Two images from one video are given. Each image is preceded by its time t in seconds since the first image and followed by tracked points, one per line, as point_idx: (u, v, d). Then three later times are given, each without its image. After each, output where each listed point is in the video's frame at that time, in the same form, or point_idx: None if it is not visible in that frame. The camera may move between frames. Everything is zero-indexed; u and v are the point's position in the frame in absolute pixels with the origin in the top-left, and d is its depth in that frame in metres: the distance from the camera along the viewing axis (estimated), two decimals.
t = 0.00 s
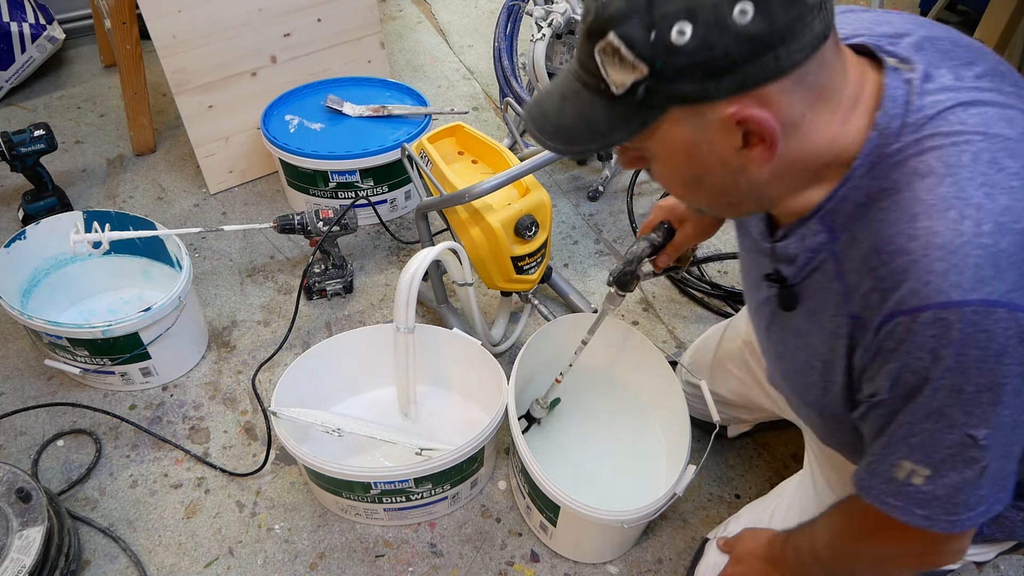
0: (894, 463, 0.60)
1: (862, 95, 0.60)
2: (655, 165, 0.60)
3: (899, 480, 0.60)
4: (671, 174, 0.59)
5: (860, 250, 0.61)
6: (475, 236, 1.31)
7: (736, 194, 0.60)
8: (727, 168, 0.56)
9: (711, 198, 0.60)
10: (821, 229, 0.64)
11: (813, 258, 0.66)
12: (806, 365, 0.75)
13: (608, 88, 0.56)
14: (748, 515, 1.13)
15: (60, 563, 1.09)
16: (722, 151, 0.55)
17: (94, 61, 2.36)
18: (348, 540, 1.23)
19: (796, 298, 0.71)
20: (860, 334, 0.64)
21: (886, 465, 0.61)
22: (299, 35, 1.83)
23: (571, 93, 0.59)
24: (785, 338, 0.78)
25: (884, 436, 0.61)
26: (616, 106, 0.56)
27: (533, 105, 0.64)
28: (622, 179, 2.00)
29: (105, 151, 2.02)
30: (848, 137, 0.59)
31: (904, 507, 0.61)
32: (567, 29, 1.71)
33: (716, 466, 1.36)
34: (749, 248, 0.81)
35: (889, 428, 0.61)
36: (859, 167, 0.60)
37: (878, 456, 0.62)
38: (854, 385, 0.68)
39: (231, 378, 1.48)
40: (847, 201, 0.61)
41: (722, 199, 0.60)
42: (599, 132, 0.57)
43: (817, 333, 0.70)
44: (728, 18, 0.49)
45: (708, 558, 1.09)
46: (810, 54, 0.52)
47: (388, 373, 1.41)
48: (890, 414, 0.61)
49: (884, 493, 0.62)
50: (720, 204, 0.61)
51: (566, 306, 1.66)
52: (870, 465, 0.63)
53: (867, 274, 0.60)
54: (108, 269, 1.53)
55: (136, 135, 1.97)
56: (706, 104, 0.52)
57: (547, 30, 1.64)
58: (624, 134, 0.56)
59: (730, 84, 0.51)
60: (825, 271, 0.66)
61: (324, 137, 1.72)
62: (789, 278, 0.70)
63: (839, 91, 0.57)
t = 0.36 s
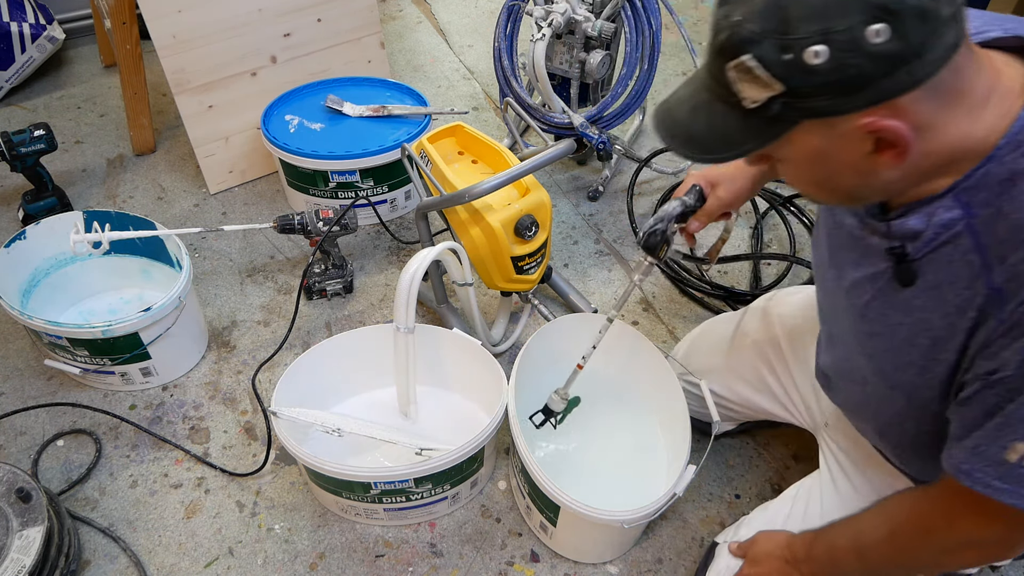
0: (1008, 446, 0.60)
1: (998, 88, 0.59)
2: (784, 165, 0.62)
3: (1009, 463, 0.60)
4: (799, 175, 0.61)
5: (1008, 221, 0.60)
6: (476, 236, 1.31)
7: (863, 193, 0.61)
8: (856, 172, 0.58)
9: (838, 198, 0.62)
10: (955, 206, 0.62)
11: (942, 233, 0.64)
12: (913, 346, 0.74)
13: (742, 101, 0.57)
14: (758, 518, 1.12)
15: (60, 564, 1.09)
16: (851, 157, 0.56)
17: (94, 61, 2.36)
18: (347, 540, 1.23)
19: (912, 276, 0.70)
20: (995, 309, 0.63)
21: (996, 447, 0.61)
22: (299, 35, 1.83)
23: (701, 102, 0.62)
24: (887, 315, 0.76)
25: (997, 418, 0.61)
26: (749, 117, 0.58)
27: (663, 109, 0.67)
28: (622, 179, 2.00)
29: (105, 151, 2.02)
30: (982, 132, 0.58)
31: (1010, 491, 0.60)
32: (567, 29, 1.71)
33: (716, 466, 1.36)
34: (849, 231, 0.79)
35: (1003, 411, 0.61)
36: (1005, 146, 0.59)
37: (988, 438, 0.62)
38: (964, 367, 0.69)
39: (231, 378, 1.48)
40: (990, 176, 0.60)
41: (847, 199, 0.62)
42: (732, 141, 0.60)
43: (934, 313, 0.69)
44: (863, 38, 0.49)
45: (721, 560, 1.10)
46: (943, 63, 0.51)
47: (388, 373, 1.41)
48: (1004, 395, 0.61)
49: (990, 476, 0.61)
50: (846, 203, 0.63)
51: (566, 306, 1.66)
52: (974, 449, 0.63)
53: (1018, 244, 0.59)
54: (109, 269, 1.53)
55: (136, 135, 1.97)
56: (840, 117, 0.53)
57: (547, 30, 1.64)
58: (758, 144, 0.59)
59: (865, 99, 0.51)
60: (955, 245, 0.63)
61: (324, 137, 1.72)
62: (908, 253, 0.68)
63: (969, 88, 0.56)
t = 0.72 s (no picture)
0: None
1: None
2: (862, 122, 0.65)
3: None
4: (878, 131, 0.64)
5: None
6: (476, 236, 1.31)
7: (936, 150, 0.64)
8: (939, 125, 0.61)
9: (909, 155, 0.65)
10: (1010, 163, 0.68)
11: (994, 184, 0.70)
12: (945, 293, 0.77)
13: (845, 50, 0.60)
14: (755, 510, 1.13)
15: (60, 563, 1.09)
16: (944, 110, 0.60)
17: (94, 61, 2.36)
18: (348, 540, 1.23)
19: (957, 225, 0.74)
20: None
21: None
22: (299, 36, 1.83)
23: (793, 55, 0.65)
24: (920, 262, 0.79)
25: None
26: (849, 67, 0.61)
27: (746, 64, 0.70)
28: (622, 179, 2.00)
29: (105, 151, 2.02)
30: None
31: None
32: (567, 29, 1.71)
33: (716, 466, 1.36)
34: (894, 185, 0.83)
35: None
36: None
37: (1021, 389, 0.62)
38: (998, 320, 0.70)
39: (231, 378, 1.48)
40: None
41: (919, 156, 0.65)
42: (829, 92, 0.62)
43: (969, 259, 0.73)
44: None
45: (717, 555, 1.10)
46: None
47: (388, 373, 1.41)
48: None
49: None
50: (916, 160, 0.66)
51: (566, 306, 1.66)
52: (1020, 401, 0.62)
53: None
54: (109, 268, 1.53)
55: (136, 135, 1.97)
56: (941, 67, 0.57)
57: (547, 30, 1.64)
58: (854, 96, 0.61)
59: (971, 49, 0.55)
60: (1008, 195, 0.69)
61: (324, 137, 1.72)
62: (957, 205, 0.73)
63: None
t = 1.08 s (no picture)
0: (1002, 374, 0.63)
1: None
2: (852, 93, 0.67)
3: (1005, 391, 0.63)
4: (867, 101, 0.66)
5: None
6: (476, 236, 1.31)
7: (920, 123, 0.67)
8: (927, 95, 0.63)
9: (897, 127, 0.67)
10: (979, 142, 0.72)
11: (966, 163, 0.74)
12: (912, 269, 0.82)
13: (839, 16, 0.62)
14: (738, 513, 1.11)
15: (60, 563, 1.09)
16: (929, 81, 0.62)
17: (94, 61, 2.36)
18: (348, 540, 1.23)
19: (931, 201, 0.79)
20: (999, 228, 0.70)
21: (990, 377, 0.64)
22: (299, 36, 1.83)
23: (787, 24, 0.67)
24: (897, 238, 0.85)
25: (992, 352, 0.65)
26: (842, 33, 0.62)
27: (741, 34, 0.71)
28: (622, 179, 2.00)
29: (106, 151, 2.02)
30: None
31: (1007, 417, 0.63)
32: (567, 29, 1.71)
33: (716, 466, 1.36)
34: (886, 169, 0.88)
35: (998, 342, 0.65)
36: None
37: (981, 367, 0.65)
38: (961, 299, 0.75)
39: (231, 378, 1.48)
40: (1019, 115, 0.68)
41: (907, 128, 0.67)
42: (823, 58, 0.64)
43: (941, 235, 0.78)
44: None
45: (699, 555, 1.10)
46: None
47: (388, 373, 1.41)
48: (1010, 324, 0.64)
49: (984, 404, 0.64)
50: (904, 133, 0.68)
51: (566, 306, 1.66)
52: (968, 380, 0.66)
53: None
54: (109, 267, 1.53)
55: (136, 135, 1.97)
56: (930, 35, 0.58)
57: (547, 30, 1.64)
58: (846, 62, 0.63)
59: (961, 15, 0.56)
60: (975, 173, 0.73)
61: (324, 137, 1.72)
62: (930, 183, 0.79)
63: None
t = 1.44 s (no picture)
0: (993, 375, 0.64)
1: None
2: (849, 87, 0.67)
3: (996, 392, 0.64)
4: (865, 96, 0.67)
5: (1013, 154, 0.69)
6: (476, 236, 1.31)
7: (917, 118, 0.67)
8: (925, 91, 0.64)
9: (894, 122, 0.68)
10: (969, 141, 0.73)
11: (957, 165, 0.74)
12: (903, 270, 0.83)
13: (841, 7, 0.62)
14: (739, 514, 1.11)
15: (60, 563, 1.09)
16: (928, 74, 0.62)
17: (94, 61, 2.36)
18: (348, 540, 1.23)
19: (922, 202, 0.80)
20: (990, 229, 0.70)
21: (982, 378, 0.65)
22: (299, 36, 1.83)
23: (788, 13, 0.66)
24: (887, 240, 0.85)
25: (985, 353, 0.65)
26: (844, 23, 0.62)
27: (740, 24, 0.71)
28: (622, 179, 2.00)
29: (106, 151, 2.02)
30: (1017, 73, 0.66)
31: (998, 417, 0.64)
32: (567, 29, 1.71)
33: (716, 466, 1.36)
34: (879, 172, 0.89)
35: (990, 345, 0.65)
36: None
37: (972, 369, 0.66)
38: (954, 304, 0.74)
39: (231, 378, 1.48)
40: (1006, 117, 0.69)
41: (903, 124, 0.68)
42: (824, 49, 0.64)
43: (932, 237, 0.78)
44: None
45: (699, 556, 1.10)
46: None
47: (388, 373, 1.41)
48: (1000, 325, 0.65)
49: (976, 404, 0.65)
50: (899, 129, 0.69)
51: (566, 306, 1.66)
52: (961, 380, 0.67)
53: (1016, 171, 0.68)
54: (109, 268, 1.53)
55: (136, 135, 1.97)
56: (931, 28, 0.58)
57: (547, 30, 1.64)
58: (848, 53, 0.63)
59: (962, 9, 0.56)
60: (965, 174, 0.74)
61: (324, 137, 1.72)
62: (922, 185, 0.79)
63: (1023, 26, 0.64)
